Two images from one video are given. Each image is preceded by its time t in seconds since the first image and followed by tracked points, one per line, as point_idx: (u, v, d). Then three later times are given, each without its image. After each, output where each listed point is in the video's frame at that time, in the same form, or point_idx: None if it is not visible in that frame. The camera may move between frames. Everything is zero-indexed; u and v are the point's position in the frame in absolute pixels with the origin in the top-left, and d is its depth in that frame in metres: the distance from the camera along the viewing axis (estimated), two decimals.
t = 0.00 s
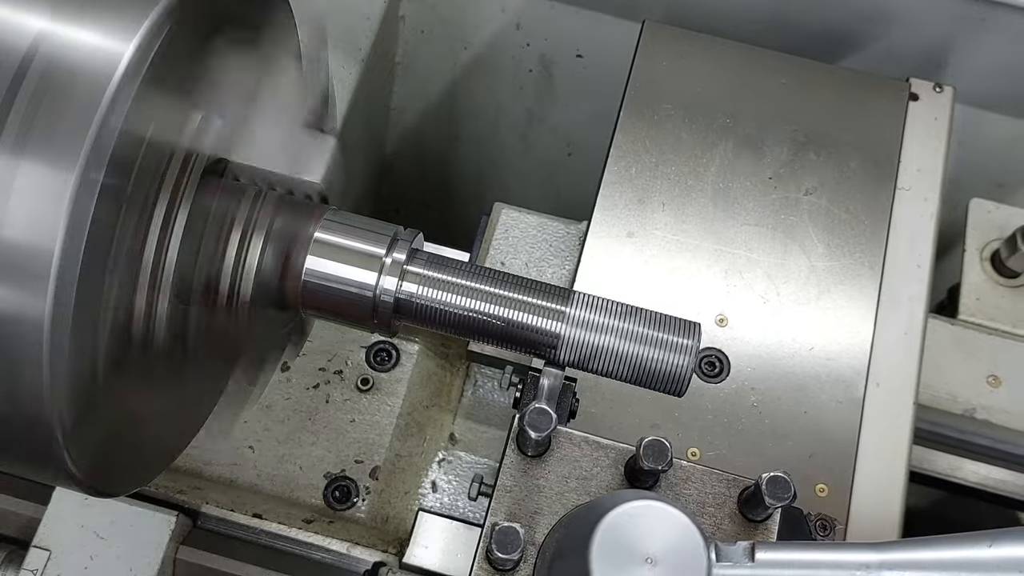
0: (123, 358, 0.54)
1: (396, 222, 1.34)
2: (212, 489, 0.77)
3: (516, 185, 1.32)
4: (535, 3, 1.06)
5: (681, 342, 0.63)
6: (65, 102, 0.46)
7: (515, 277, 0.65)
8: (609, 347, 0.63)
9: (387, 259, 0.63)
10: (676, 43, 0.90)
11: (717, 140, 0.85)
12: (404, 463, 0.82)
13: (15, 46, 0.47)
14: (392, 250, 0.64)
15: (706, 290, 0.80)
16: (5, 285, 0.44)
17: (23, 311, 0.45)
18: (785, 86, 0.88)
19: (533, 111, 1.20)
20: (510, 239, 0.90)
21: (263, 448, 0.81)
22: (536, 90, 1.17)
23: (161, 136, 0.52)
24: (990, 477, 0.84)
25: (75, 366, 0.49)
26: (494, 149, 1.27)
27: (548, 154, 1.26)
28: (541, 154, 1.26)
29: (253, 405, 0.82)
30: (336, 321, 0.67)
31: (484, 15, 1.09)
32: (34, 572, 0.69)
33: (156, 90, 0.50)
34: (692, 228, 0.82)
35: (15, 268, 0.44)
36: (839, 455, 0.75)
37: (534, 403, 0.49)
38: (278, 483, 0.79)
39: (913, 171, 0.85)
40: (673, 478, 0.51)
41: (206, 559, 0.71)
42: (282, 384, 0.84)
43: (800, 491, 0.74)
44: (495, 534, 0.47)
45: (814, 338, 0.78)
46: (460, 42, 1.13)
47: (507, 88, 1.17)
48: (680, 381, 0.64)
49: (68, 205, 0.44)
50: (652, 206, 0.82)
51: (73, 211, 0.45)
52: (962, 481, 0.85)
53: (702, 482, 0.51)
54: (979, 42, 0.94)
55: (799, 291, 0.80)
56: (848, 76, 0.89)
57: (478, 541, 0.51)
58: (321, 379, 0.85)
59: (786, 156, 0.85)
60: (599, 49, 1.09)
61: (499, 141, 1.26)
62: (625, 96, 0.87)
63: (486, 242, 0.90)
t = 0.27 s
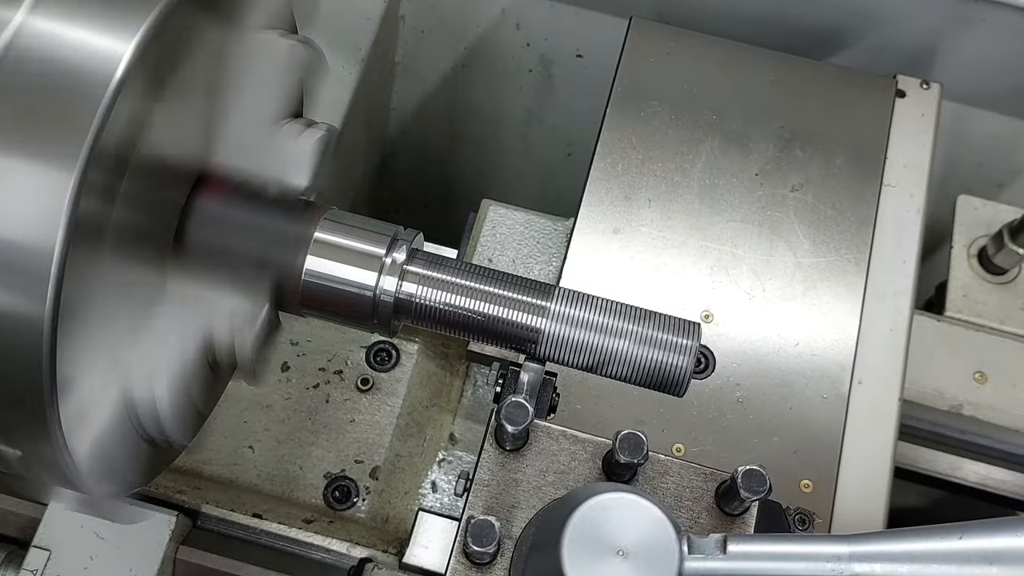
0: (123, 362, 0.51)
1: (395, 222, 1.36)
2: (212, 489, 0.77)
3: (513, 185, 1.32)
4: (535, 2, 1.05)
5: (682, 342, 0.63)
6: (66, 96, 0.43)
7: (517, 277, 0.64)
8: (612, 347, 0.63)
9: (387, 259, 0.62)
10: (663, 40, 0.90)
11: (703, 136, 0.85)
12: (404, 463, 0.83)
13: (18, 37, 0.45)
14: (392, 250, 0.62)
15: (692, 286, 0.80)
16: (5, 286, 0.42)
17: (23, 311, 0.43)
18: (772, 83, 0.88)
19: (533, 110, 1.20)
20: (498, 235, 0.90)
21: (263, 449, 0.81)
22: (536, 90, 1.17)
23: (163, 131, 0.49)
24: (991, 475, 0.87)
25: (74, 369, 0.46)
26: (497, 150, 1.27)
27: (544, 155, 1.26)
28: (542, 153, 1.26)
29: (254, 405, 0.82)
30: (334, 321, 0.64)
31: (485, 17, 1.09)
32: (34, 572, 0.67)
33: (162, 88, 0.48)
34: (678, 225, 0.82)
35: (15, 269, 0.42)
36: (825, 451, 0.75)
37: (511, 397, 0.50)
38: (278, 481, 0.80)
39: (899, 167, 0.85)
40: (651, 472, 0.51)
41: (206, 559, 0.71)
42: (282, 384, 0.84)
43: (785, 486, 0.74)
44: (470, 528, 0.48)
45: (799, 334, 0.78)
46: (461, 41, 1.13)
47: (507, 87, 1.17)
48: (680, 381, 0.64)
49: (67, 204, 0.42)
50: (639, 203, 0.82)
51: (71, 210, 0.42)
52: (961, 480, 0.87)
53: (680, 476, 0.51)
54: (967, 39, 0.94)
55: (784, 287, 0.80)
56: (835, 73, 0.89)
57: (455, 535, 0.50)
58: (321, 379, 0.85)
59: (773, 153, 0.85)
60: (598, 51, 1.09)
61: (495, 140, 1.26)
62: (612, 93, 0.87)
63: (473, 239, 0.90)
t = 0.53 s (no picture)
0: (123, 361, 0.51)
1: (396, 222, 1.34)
2: (212, 489, 0.77)
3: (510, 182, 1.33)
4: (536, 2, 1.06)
5: (683, 342, 0.62)
6: (65, 96, 0.43)
7: (518, 277, 0.64)
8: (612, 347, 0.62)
9: (387, 259, 0.61)
10: (649, 37, 0.90)
11: (689, 133, 0.85)
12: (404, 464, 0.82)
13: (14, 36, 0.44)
14: (392, 250, 0.62)
15: (676, 282, 0.80)
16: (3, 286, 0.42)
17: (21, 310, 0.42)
18: (758, 80, 0.88)
19: (533, 111, 1.20)
20: (484, 232, 0.90)
21: (263, 448, 0.81)
22: (536, 90, 1.17)
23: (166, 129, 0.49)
24: (990, 475, 0.87)
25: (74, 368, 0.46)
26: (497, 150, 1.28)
27: (543, 153, 1.26)
28: (543, 153, 1.26)
29: (254, 405, 0.82)
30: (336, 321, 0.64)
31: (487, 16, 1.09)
32: (34, 571, 0.69)
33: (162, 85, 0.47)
34: (663, 221, 0.82)
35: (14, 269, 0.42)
36: (809, 448, 0.75)
37: (487, 390, 0.50)
38: (278, 481, 0.80)
39: (885, 164, 0.86)
40: (627, 465, 0.51)
41: (206, 560, 0.73)
42: (282, 384, 0.84)
43: (769, 482, 0.74)
44: (444, 521, 0.48)
45: (783, 331, 0.79)
46: (461, 41, 1.13)
47: (508, 87, 1.18)
48: (682, 382, 0.63)
49: (68, 204, 0.42)
50: (624, 200, 0.83)
51: (71, 212, 0.42)
52: (961, 480, 0.88)
53: (656, 470, 0.51)
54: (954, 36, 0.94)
55: (769, 283, 0.80)
56: (821, 70, 0.89)
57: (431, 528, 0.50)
58: (321, 379, 0.85)
59: (758, 149, 0.85)
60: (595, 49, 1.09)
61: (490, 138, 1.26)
62: (598, 90, 0.87)
63: (460, 235, 0.90)
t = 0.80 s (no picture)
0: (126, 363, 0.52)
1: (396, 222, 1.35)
2: (212, 489, 0.78)
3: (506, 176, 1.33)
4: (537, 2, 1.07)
5: (682, 342, 0.62)
6: (65, 100, 0.44)
7: (519, 277, 0.64)
8: (612, 348, 0.62)
9: (387, 259, 0.62)
10: (636, 34, 0.90)
11: (675, 130, 0.85)
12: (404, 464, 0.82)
13: (15, 43, 0.45)
14: (392, 250, 0.63)
15: (662, 279, 0.80)
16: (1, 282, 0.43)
17: (24, 307, 0.44)
18: (745, 77, 0.88)
19: (533, 111, 1.21)
20: (471, 229, 0.90)
21: (263, 449, 0.81)
22: (536, 91, 1.18)
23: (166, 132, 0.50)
24: (991, 475, 0.88)
25: (74, 368, 0.47)
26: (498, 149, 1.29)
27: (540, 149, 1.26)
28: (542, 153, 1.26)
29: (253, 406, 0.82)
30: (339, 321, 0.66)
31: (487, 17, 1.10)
32: (34, 571, 0.71)
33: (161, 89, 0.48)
34: (649, 218, 0.82)
35: (15, 268, 0.43)
36: (793, 443, 0.75)
37: (463, 384, 0.50)
38: (277, 482, 0.80)
39: (871, 161, 0.86)
40: (605, 458, 0.52)
41: (206, 560, 0.74)
42: (282, 384, 0.84)
43: (753, 477, 0.74)
44: (419, 513, 0.48)
45: (768, 327, 0.79)
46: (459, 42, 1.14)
47: (507, 87, 1.18)
48: (680, 382, 0.63)
49: (68, 205, 0.43)
50: (610, 196, 0.83)
51: (72, 216, 0.43)
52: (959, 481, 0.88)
53: (633, 463, 0.51)
54: (941, 32, 0.94)
55: (754, 280, 0.80)
56: (807, 67, 0.89)
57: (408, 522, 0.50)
58: (321, 379, 0.85)
59: (744, 146, 0.85)
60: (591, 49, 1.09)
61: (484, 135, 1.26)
62: (586, 86, 0.87)
63: (447, 233, 0.90)
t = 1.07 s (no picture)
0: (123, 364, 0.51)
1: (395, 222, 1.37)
2: (212, 489, 0.78)
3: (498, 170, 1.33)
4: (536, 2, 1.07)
5: (682, 342, 0.62)
6: (63, 94, 0.43)
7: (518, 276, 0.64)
8: (612, 348, 0.62)
9: (387, 259, 0.61)
10: (622, 30, 0.90)
11: (661, 126, 0.86)
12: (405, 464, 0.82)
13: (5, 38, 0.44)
14: (392, 250, 0.62)
15: (647, 275, 0.80)
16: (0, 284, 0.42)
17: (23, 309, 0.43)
18: (730, 74, 0.89)
19: (534, 111, 1.21)
20: (458, 226, 0.90)
21: (263, 448, 0.81)
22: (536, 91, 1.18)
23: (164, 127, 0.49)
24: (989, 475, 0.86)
25: (72, 369, 0.46)
26: (497, 148, 1.29)
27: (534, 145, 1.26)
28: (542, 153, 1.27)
29: (253, 404, 0.83)
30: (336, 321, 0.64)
31: (486, 17, 1.10)
32: (34, 572, 0.69)
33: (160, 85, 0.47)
34: (635, 214, 0.82)
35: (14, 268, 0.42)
36: (777, 438, 0.75)
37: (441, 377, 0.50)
38: (277, 482, 0.80)
39: (857, 157, 0.86)
40: (582, 452, 0.52)
41: (206, 559, 0.74)
42: (282, 384, 0.85)
43: (737, 473, 0.74)
44: (394, 506, 0.48)
45: (753, 323, 0.79)
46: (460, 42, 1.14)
47: (507, 87, 1.19)
48: (680, 382, 0.63)
49: (67, 206, 0.42)
50: (596, 192, 0.83)
51: (71, 213, 0.42)
52: (955, 479, 0.86)
53: (611, 457, 0.51)
54: (929, 29, 0.94)
55: (739, 276, 0.80)
56: (794, 63, 0.90)
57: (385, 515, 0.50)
58: (321, 379, 0.85)
59: (730, 142, 0.85)
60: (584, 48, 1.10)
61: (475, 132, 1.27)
62: (572, 83, 0.88)
63: (435, 229, 0.90)
